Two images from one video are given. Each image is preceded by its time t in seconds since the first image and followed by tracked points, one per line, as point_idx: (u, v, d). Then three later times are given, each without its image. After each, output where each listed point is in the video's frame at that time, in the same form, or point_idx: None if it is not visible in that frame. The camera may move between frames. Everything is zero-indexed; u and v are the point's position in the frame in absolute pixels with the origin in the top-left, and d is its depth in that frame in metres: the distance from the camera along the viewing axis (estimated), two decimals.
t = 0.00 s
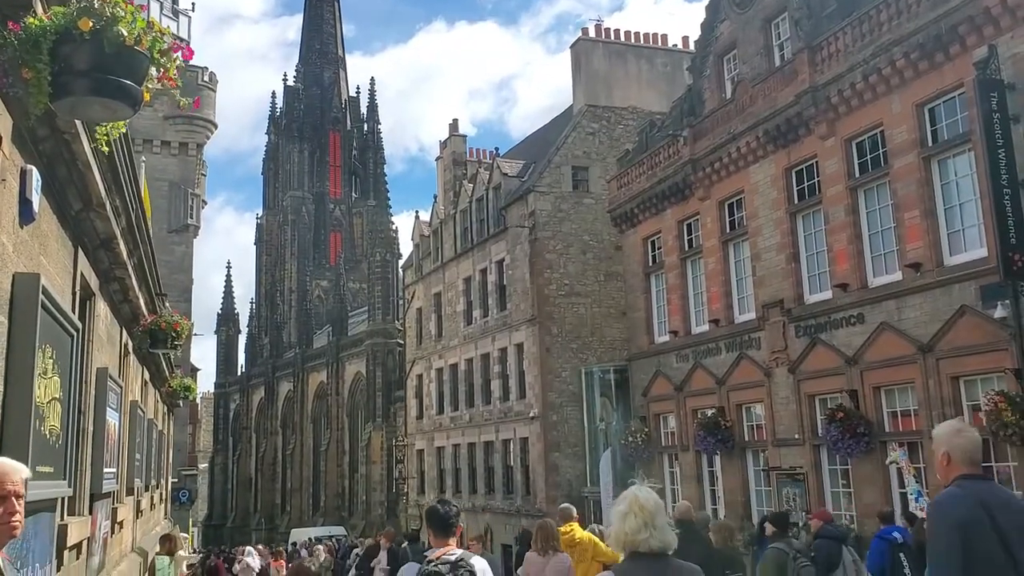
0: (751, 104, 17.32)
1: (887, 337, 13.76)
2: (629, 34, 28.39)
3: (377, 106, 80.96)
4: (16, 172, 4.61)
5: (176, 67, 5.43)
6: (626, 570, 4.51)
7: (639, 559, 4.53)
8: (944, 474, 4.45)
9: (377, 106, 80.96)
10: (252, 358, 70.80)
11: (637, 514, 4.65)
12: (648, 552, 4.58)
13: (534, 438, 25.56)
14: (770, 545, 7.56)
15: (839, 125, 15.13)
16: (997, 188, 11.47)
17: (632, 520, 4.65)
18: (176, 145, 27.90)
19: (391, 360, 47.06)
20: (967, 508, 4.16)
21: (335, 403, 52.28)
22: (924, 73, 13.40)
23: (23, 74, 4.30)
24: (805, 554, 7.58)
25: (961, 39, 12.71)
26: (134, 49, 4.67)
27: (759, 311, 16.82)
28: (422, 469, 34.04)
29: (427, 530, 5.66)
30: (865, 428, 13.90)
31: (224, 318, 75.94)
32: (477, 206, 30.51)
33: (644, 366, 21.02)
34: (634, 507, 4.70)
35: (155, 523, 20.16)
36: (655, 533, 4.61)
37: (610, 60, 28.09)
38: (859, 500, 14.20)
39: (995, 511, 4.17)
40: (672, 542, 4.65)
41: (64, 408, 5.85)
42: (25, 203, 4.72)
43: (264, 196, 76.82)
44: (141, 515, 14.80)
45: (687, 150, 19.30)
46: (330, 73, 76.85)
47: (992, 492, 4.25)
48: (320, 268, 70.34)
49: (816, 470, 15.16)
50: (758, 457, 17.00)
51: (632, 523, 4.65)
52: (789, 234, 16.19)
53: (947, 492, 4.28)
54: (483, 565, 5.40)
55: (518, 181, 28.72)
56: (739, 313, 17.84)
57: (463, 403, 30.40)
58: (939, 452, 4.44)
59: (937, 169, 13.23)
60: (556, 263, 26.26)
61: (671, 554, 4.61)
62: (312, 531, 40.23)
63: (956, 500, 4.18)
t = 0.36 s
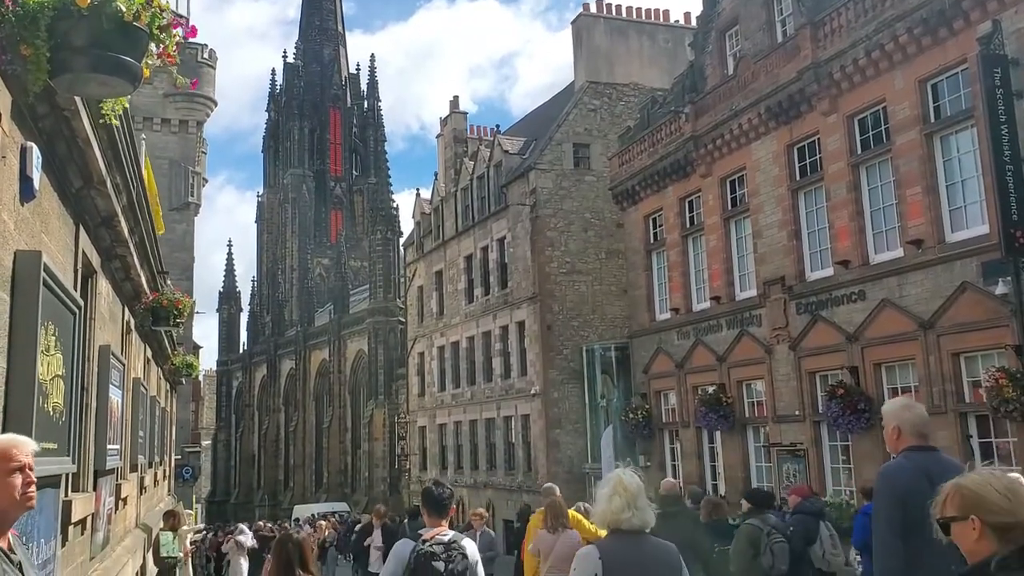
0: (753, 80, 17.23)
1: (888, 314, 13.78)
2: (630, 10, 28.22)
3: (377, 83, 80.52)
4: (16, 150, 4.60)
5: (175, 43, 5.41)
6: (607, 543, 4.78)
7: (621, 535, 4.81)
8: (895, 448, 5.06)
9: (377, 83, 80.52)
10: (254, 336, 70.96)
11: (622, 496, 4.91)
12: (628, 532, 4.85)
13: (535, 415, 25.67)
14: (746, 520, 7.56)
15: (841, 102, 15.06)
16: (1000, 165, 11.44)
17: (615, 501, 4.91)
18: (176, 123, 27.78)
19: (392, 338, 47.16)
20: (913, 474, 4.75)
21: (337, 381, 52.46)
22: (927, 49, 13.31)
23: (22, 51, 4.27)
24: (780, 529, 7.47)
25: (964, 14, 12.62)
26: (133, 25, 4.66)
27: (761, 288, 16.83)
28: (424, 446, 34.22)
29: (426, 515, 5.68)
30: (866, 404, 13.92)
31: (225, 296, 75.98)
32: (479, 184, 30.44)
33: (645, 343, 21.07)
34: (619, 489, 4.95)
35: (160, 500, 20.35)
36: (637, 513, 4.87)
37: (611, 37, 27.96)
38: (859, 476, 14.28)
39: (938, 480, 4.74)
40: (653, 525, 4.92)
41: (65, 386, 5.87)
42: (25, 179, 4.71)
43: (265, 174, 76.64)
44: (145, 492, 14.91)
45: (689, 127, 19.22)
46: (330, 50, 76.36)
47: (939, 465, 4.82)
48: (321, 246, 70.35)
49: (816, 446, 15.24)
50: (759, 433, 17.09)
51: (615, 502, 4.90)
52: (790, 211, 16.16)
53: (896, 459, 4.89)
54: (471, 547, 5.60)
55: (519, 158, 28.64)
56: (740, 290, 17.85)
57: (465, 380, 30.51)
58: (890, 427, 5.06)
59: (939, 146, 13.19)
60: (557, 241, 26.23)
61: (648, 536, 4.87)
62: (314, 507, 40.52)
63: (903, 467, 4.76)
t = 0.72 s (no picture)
0: (755, 35, 17.04)
1: (887, 271, 13.80)
2: None
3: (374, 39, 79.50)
4: (12, 104, 4.58)
5: None
6: (578, 499, 4.98)
7: (587, 492, 5.00)
8: (868, 415, 5.18)
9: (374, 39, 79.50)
10: (254, 294, 71.09)
11: (591, 454, 5.01)
12: (595, 485, 5.05)
13: (535, 372, 25.84)
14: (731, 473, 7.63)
15: (843, 57, 14.90)
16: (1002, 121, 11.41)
17: (582, 459, 5.03)
18: (173, 79, 27.49)
19: (393, 297, 47.24)
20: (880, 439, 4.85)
21: (338, 338, 52.69)
22: (931, 3, 13.14)
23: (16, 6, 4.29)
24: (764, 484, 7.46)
25: None
26: None
27: (760, 245, 16.83)
28: (425, 402, 34.52)
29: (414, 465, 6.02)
30: (864, 359, 14.01)
31: (225, 254, 75.93)
32: (478, 140, 30.25)
33: (644, 301, 21.13)
34: (588, 446, 5.03)
35: (163, 455, 20.62)
36: (604, 469, 5.04)
37: None
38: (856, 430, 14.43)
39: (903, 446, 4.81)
40: (616, 477, 5.12)
41: (68, 342, 5.92)
42: (22, 136, 4.70)
43: (263, 131, 76.05)
44: (149, 448, 15.07)
45: (690, 82, 19.05)
46: (326, 5, 75.28)
47: (908, 433, 4.88)
48: (320, 203, 70.17)
49: (814, 402, 15.38)
50: (757, 389, 17.23)
51: (583, 461, 5.02)
52: (791, 167, 16.09)
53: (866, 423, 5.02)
54: (458, 493, 5.99)
55: (519, 115, 28.43)
56: (740, 247, 17.85)
57: (465, 337, 30.66)
58: (863, 394, 5.17)
59: (942, 101, 13.09)
60: (557, 198, 26.14)
61: (610, 490, 5.08)
62: (317, 462, 41.00)
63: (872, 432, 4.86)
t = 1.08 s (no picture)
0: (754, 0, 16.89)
1: (884, 238, 13.81)
2: None
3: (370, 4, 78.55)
4: (3, 70, 4.53)
5: None
6: (542, 460, 5.08)
7: (553, 451, 5.12)
8: (832, 373, 5.47)
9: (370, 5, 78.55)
10: (252, 263, 71.05)
11: (554, 417, 5.12)
12: (560, 446, 5.15)
13: (532, 339, 25.93)
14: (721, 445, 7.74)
15: (843, 22, 14.78)
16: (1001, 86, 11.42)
17: (547, 421, 5.15)
18: (168, 47, 27.25)
19: (390, 265, 47.23)
20: (851, 405, 5.16)
21: (336, 306, 52.74)
22: None
23: None
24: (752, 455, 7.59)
25: None
26: None
27: (758, 212, 16.81)
28: (423, 370, 34.68)
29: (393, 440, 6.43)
30: (859, 326, 14.08)
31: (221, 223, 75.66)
32: (475, 108, 30.07)
33: (641, 269, 21.16)
34: (552, 410, 5.14)
35: (163, 422, 20.74)
36: (568, 429, 5.14)
37: None
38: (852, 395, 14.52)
39: (871, 408, 5.18)
40: (582, 436, 5.22)
41: (65, 310, 5.94)
42: (16, 102, 4.66)
43: (258, 98, 75.41)
44: (148, 415, 15.16)
45: (688, 48, 18.92)
46: None
47: (872, 395, 5.25)
48: (317, 171, 69.88)
49: (810, 368, 15.48)
50: (753, 356, 17.33)
51: (548, 423, 5.14)
52: (789, 134, 16.04)
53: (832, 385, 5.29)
54: (430, 461, 6.53)
55: (516, 82, 28.25)
56: (737, 215, 17.85)
57: (463, 306, 30.73)
58: (830, 355, 5.43)
59: (940, 67, 13.02)
60: (555, 166, 26.06)
61: (576, 449, 5.17)
62: (316, 430, 41.26)
63: (841, 396, 5.17)
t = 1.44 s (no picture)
0: None
1: (879, 221, 13.84)
2: None
3: None
4: None
5: None
6: (527, 447, 5.10)
7: (538, 438, 5.14)
8: (784, 364, 5.97)
9: None
10: (246, 246, 70.87)
11: (538, 404, 5.16)
12: (543, 433, 5.18)
13: (527, 322, 25.96)
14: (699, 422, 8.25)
15: (839, 4, 14.72)
16: (996, 68, 11.46)
17: (532, 410, 5.17)
18: (160, 28, 27.09)
19: (384, 248, 47.17)
20: (799, 395, 5.67)
21: (330, 289, 52.66)
22: None
23: None
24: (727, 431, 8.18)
25: None
26: None
27: (752, 195, 16.82)
28: (418, 353, 34.73)
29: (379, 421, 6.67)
30: (853, 308, 14.14)
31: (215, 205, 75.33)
32: (470, 90, 29.95)
33: (636, 251, 21.17)
34: (537, 400, 5.16)
35: (158, 404, 20.77)
36: (551, 418, 5.18)
37: None
38: (845, 377, 14.59)
39: (817, 398, 5.67)
40: (564, 424, 5.26)
41: (60, 291, 5.94)
42: (10, 81, 4.63)
43: (251, 80, 74.88)
44: (143, 398, 15.17)
45: (683, 30, 18.84)
46: None
47: (820, 385, 5.72)
48: (311, 154, 69.59)
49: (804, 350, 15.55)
50: (746, 338, 17.39)
51: (533, 410, 5.17)
52: (784, 117, 16.02)
53: (784, 378, 5.79)
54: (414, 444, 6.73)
55: (511, 64, 28.12)
56: (732, 197, 17.85)
57: (458, 289, 30.74)
58: (781, 348, 5.92)
59: (936, 50, 12.99)
60: (550, 148, 25.99)
61: (559, 436, 5.20)
62: (311, 412, 41.32)
63: (789, 390, 5.66)
